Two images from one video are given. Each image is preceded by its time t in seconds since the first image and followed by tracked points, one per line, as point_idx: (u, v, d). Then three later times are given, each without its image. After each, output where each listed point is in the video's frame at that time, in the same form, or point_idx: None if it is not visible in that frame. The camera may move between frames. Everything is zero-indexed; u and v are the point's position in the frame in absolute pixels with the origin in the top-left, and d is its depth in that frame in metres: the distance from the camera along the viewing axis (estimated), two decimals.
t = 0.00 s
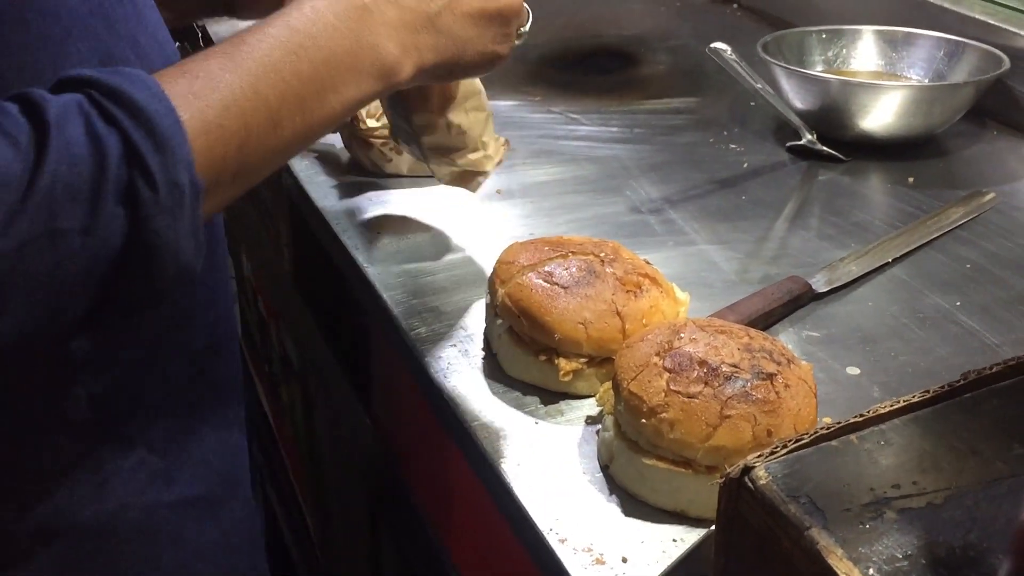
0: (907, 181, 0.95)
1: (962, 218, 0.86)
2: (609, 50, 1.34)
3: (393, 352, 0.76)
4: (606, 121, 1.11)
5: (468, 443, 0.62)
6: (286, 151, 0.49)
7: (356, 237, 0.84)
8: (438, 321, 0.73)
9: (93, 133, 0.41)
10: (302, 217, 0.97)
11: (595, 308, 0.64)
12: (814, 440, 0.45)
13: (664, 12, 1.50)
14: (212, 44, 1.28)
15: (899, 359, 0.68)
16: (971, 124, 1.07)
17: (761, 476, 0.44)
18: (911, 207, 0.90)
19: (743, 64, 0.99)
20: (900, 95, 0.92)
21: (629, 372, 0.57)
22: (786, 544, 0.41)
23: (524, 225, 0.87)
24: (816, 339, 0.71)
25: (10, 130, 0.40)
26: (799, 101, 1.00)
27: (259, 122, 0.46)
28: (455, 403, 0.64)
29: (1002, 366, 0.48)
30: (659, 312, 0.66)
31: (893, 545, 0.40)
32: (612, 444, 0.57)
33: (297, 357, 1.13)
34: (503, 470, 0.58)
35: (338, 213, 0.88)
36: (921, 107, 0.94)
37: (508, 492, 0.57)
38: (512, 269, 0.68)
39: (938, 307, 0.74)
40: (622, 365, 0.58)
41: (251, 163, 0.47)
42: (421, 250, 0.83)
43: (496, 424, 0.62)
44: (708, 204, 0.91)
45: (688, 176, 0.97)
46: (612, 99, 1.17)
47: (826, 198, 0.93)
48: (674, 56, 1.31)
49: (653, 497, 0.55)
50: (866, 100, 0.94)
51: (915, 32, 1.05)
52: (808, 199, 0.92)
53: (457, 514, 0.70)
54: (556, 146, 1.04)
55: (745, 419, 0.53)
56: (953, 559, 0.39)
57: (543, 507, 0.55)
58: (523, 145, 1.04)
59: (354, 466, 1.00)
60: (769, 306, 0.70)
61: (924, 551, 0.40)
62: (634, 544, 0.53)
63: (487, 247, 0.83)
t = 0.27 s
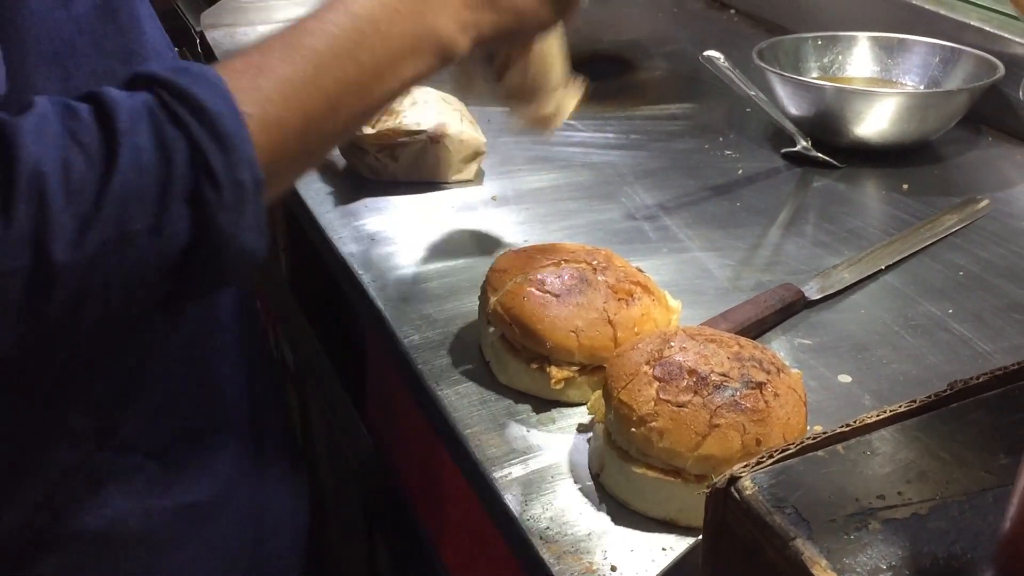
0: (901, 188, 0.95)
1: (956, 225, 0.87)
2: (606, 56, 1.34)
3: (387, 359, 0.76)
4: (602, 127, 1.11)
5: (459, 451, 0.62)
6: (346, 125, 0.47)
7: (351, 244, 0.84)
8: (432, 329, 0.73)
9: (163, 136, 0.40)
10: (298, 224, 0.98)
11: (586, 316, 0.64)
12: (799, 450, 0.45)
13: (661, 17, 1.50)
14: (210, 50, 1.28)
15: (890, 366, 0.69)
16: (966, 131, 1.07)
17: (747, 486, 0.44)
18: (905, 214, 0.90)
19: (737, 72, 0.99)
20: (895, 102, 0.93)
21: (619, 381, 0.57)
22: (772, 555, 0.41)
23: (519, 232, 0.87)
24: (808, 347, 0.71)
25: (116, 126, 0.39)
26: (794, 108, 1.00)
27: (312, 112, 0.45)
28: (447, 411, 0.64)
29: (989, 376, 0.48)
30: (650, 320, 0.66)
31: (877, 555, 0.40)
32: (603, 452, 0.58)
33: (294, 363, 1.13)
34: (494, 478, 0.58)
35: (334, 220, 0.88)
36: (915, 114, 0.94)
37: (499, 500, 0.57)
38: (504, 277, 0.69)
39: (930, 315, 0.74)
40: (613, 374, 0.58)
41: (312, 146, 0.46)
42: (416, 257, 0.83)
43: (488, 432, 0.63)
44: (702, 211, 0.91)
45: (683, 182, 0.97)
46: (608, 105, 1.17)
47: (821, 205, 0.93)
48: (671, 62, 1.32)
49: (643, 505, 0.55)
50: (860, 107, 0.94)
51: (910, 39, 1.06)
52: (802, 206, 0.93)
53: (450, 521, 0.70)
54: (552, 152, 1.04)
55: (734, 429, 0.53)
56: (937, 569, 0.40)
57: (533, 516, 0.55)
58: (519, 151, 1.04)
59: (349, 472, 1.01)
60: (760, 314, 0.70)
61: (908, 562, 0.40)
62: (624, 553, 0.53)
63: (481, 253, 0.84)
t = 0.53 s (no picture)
0: (904, 189, 0.95)
1: (958, 225, 0.87)
2: (608, 58, 1.35)
3: (391, 360, 0.77)
4: (605, 128, 1.11)
5: (464, 451, 0.62)
6: (248, 118, 0.53)
7: (355, 246, 0.85)
8: (436, 329, 0.73)
9: (97, 153, 0.46)
10: (303, 226, 0.98)
11: (590, 317, 0.64)
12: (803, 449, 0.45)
13: (663, 19, 1.51)
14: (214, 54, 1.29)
15: (893, 366, 0.69)
16: (969, 132, 1.07)
17: (751, 484, 0.44)
18: (908, 215, 0.91)
19: (740, 74, 0.99)
20: (897, 103, 0.93)
21: (623, 381, 0.57)
22: (776, 553, 0.42)
23: (522, 233, 0.87)
24: (811, 347, 0.71)
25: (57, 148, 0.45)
26: (797, 109, 1.00)
27: (247, 76, 0.51)
28: (451, 412, 0.65)
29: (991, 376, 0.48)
30: (654, 320, 0.66)
31: (881, 554, 0.40)
32: (607, 452, 0.58)
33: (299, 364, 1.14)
34: (499, 478, 0.58)
35: (338, 221, 0.88)
36: (917, 116, 0.94)
37: (504, 500, 0.57)
38: (508, 278, 0.69)
39: (933, 315, 0.75)
40: (617, 374, 0.59)
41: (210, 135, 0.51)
42: (420, 258, 0.83)
43: (493, 432, 0.63)
44: (705, 212, 0.92)
45: (686, 184, 0.98)
46: (611, 107, 1.18)
47: (823, 206, 0.93)
48: (674, 64, 1.32)
49: (647, 505, 0.55)
50: (863, 109, 0.94)
51: (912, 41, 1.06)
52: (805, 208, 0.93)
53: (454, 521, 0.71)
54: (555, 154, 1.04)
55: (737, 428, 0.54)
56: (940, 568, 0.40)
57: (537, 515, 0.56)
58: (522, 153, 1.04)
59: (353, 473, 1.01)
60: (764, 314, 0.71)
61: (911, 561, 0.40)
62: (628, 553, 0.53)
63: (484, 255, 0.84)
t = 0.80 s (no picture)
0: (905, 194, 0.95)
1: (960, 230, 0.86)
2: (607, 62, 1.34)
3: (390, 369, 0.76)
4: (604, 133, 1.11)
5: (464, 462, 0.62)
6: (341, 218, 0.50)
7: (354, 253, 0.84)
8: (435, 338, 0.73)
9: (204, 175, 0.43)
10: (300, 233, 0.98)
11: (590, 325, 0.64)
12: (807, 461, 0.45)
13: (662, 23, 1.50)
14: (211, 60, 1.29)
15: (895, 373, 0.68)
16: (969, 135, 1.06)
17: (752, 497, 0.44)
18: (909, 219, 0.90)
19: (739, 78, 0.99)
20: (898, 108, 0.92)
21: (624, 391, 0.57)
22: (778, 567, 0.41)
23: (522, 240, 0.87)
24: (813, 354, 0.71)
25: (172, 159, 0.42)
26: (797, 113, 1.00)
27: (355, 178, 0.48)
28: (451, 422, 0.64)
29: (996, 385, 0.48)
30: (655, 328, 0.66)
31: (884, 568, 0.40)
32: (608, 462, 0.57)
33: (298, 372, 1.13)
34: (499, 489, 0.58)
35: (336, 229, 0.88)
36: (918, 120, 0.94)
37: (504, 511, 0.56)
38: (508, 287, 0.68)
39: (935, 321, 0.74)
40: (617, 384, 0.58)
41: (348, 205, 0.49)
42: (420, 266, 0.82)
43: (492, 442, 0.62)
44: (705, 218, 0.91)
45: (686, 189, 0.97)
46: (610, 112, 1.17)
47: (824, 211, 0.92)
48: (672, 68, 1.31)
49: (648, 516, 0.55)
50: (863, 112, 0.94)
51: (912, 44, 1.05)
52: (806, 212, 0.92)
53: (455, 531, 0.70)
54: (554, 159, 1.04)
55: (739, 439, 0.53)
56: None
57: (538, 528, 0.55)
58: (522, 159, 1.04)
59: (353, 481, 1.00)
60: (765, 321, 0.70)
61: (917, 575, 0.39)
62: (630, 565, 0.53)
63: (483, 262, 0.83)
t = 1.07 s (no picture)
0: (903, 200, 0.95)
1: (959, 237, 0.86)
2: (604, 68, 1.34)
3: (388, 379, 0.76)
4: (602, 140, 1.10)
5: (463, 474, 0.62)
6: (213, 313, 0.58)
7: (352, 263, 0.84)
8: (434, 348, 0.72)
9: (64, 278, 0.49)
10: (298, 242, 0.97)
11: (590, 336, 0.64)
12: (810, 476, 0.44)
13: (659, 28, 1.50)
14: (207, 67, 1.28)
15: (895, 382, 0.68)
16: (967, 141, 1.06)
17: (756, 512, 0.43)
18: (907, 226, 0.90)
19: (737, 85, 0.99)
20: (896, 114, 0.92)
21: (624, 403, 0.57)
22: None
23: (519, 249, 0.87)
24: (813, 363, 0.70)
25: None
26: (794, 120, 1.00)
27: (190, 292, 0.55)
28: (450, 433, 0.64)
29: (998, 398, 0.48)
30: (654, 339, 0.65)
31: None
32: (608, 475, 0.57)
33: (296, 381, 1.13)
34: (498, 502, 0.57)
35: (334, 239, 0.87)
36: (916, 126, 0.94)
37: (504, 523, 0.56)
38: (506, 297, 0.68)
39: (935, 329, 0.74)
40: (617, 396, 0.58)
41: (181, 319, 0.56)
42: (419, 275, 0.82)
43: (492, 454, 0.62)
44: (704, 225, 0.91)
45: (684, 196, 0.97)
46: (607, 118, 1.17)
47: (822, 218, 0.92)
48: (670, 74, 1.31)
49: (649, 529, 0.55)
50: (861, 119, 0.94)
51: (909, 50, 1.05)
52: (804, 219, 0.92)
53: (455, 542, 0.70)
54: (551, 166, 1.03)
55: (740, 452, 0.53)
56: None
57: (538, 541, 0.55)
58: (519, 166, 1.04)
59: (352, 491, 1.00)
60: (765, 330, 0.70)
61: None
62: None
63: (480, 271, 0.83)
